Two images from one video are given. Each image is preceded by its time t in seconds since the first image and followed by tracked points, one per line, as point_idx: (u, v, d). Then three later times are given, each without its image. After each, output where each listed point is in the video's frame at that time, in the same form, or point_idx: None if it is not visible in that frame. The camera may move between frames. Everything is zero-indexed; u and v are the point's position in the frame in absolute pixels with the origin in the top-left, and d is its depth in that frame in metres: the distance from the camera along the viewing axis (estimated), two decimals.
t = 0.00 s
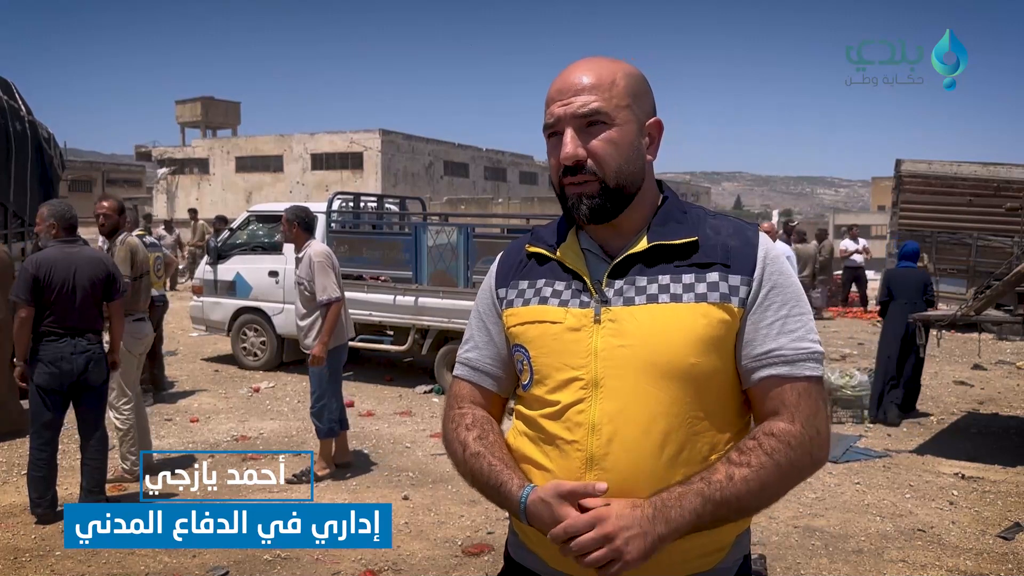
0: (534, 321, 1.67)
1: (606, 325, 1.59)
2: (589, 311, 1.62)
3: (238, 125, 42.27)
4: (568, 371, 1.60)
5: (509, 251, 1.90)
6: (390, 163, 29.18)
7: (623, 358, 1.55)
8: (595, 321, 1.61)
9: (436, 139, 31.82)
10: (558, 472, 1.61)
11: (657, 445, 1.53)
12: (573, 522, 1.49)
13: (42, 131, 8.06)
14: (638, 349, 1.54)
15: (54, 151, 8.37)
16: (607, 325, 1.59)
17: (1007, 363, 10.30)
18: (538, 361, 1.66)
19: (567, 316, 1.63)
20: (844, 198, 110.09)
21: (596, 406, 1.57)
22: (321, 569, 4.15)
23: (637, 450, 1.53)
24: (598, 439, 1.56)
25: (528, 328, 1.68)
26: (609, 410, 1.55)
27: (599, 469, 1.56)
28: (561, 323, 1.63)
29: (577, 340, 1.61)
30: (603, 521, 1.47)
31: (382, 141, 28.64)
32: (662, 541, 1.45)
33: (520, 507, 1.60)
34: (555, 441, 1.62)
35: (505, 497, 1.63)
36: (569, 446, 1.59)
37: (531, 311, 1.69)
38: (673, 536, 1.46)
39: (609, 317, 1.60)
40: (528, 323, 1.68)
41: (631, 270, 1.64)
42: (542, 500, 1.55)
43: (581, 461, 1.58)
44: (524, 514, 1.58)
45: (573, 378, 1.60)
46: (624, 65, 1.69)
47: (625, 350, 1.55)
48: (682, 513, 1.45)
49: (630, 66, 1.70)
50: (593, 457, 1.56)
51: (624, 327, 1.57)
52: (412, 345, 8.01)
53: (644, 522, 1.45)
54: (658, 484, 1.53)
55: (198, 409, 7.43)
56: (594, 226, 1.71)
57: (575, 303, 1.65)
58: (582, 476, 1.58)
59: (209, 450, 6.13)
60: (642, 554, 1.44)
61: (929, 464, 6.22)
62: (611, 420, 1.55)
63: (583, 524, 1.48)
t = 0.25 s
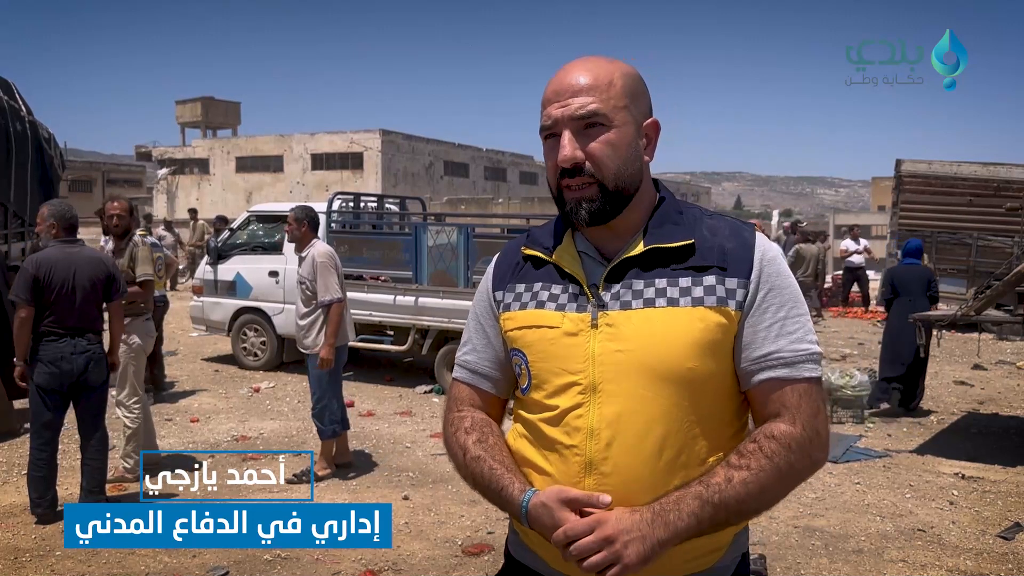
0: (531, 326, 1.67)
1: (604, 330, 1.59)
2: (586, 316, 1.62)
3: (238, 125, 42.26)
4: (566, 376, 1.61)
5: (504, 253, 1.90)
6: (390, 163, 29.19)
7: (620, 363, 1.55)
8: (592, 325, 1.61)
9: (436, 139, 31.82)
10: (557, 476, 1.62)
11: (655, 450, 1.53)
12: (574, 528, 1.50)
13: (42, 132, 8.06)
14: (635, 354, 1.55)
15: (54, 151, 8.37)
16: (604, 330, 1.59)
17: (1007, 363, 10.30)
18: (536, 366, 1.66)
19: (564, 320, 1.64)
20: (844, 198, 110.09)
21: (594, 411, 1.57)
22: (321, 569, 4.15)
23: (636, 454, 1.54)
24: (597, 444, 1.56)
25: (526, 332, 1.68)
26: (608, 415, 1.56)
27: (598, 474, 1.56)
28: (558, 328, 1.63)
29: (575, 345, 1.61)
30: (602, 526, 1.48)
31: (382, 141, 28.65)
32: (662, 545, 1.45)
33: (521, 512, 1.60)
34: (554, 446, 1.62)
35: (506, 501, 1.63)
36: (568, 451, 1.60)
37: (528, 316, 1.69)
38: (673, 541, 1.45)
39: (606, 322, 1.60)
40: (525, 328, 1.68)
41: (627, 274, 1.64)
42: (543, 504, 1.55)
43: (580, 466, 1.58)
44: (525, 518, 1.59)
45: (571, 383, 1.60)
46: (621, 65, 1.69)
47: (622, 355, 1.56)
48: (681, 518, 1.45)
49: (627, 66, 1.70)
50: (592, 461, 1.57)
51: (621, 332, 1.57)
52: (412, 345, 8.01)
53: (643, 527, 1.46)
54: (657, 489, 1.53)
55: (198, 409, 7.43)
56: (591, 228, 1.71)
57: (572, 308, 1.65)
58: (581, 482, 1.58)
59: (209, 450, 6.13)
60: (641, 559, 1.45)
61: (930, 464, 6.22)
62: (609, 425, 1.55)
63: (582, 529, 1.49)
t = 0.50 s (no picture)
0: (529, 326, 1.68)
1: (602, 330, 1.60)
2: (584, 315, 1.63)
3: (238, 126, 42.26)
4: (565, 376, 1.61)
5: (504, 253, 1.90)
6: (390, 163, 29.18)
7: (618, 363, 1.56)
8: (591, 325, 1.61)
9: (437, 139, 31.82)
10: (555, 476, 1.62)
11: (653, 450, 1.53)
12: (571, 525, 1.50)
13: (43, 131, 8.05)
14: (633, 354, 1.55)
15: (55, 151, 8.37)
16: (603, 330, 1.59)
17: (1008, 363, 10.29)
18: (534, 365, 1.66)
19: (562, 320, 1.64)
20: (844, 198, 110.07)
21: (592, 411, 1.57)
22: (321, 569, 4.16)
23: (635, 454, 1.54)
24: (595, 444, 1.56)
25: (525, 332, 1.68)
26: (606, 414, 1.56)
27: (596, 473, 1.56)
28: (557, 328, 1.64)
29: (573, 344, 1.61)
30: (599, 523, 1.48)
31: (382, 141, 28.66)
32: (659, 543, 1.45)
33: (519, 510, 1.60)
34: (553, 446, 1.62)
35: (503, 500, 1.64)
36: (566, 451, 1.60)
37: (527, 316, 1.69)
38: (670, 539, 1.45)
39: (604, 322, 1.60)
40: (524, 328, 1.68)
41: (626, 275, 1.64)
42: (541, 502, 1.55)
43: (578, 466, 1.58)
44: (523, 517, 1.59)
45: (570, 383, 1.60)
46: (621, 65, 1.69)
47: (621, 355, 1.56)
48: (678, 515, 1.45)
49: (627, 67, 1.71)
50: (590, 461, 1.57)
51: (619, 333, 1.57)
52: (413, 345, 8.01)
53: (640, 523, 1.46)
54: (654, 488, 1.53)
55: (198, 409, 7.43)
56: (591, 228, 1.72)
57: (571, 307, 1.65)
58: (579, 481, 1.59)
59: (210, 450, 6.13)
60: (638, 556, 1.45)
61: (930, 464, 6.22)
62: (607, 425, 1.56)
63: (579, 526, 1.49)
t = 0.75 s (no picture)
0: (530, 323, 1.68)
1: (602, 327, 1.60)
2: (585, 313, 1.63)
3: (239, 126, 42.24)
4: (565, 373, 1.61)
5: (506, 251, 1.91)
6: (390, 163, 29.18)
7: (619, 360, 1.56)
8: (592, 322, 1.61)
9: (437, 139, 31.81)
10: (555, 472, 1.62)
11: (654, 447, 1.53)
12: (572, 516, 1.49)
13: (43, 131, 8.04)
14: (634, 350, 1.55)
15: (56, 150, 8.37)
16: (604, 327, 1.59)
17: (1008, 363, 10.29)
18: (535, 362, 1.66)
19: (563, 317, 1.64)
20: (844, 198, 110.05)
21: (593, 409, 1.57)
22: (321, 568, 4.16)
23: (635, 451, 1.54)
24: (595, 441, 1.56)
25: (526, 329, 1.68)
26: (606, 411, 1.56)
27: (596, 470, 1.56)
28: (557, 325, 1.64)
29: (574, 342, 1.61)
30: (598, 514, 1.48)
31: (382, 141, 28.66)
32: (658, 536, 1.45)
33: (519, 505, 1.60)
34: (553, 443, 1.62)
35: (503, 496, 1.64)
36: (566, 448, 1.60)
37: (528, 313, 1.69)
38: (670, 532, 1.45)
39: (605, 319, 1.60)
40: (525, 325, 1.68)
41: (626, 272, 1.64)
42: (542, 495, 1.55)
43: (578, 462, 1.58)
44: (522, 512, 1.59)
45: (570, 380, 1.60)
46: (622, 64, 1.69)
47: (621, 352, 1.56)
48: (678, 507, 1.45)
49: (629, 65, 1.70)
50: (590, 458, 1.57)
51: (620, 329, 1.57)
52: (413, 345, 8.01)
53: (639, 515, 1.46)
54: (655, 483, 1.53)
55: (199, 409, 7.43)
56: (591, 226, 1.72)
57: (571, 305, 1.65)
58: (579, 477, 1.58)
59: (210, 450, 6.13)
60: (637, 547, 1.45)
61: (931, 464, 6.21)
62: (608, 422, 1.56)
63: (579, 518, 1.48)
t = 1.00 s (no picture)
0: (531, 320, 1.68)
1: (604, 325, 1.60)
2: (587, 310, 1.62)
3: (239, 125, 42.22)
4: (566, 371, 1.61)
5: (507, 250, 1.91)
6: (390, 162, 29.18)
7: (621, 358, 1.56)
8: (593, 320, 1.61)
9: (437, 138, 31.81)
10: (555, 471, 1.62)
11: (655, 446, 1.53)
12: (573, 516, 1.49)
13: (44, 130, 8.03)
14: (635, 348, 1.55)
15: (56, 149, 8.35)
16: (605, 324, 1.59)
17: (1008, 363, 10.28)
18: (536, 360, 1.66)
19: (565, 315, 1.64)
20: (845, 197, 110.02)
21: (593, 406, 1.57)
22: (322, 568, 4.16)
23: (636, 449, 1.54)
24: (596, 439, 1.56)
25: (527, 327, 1.69)
26: (607, 410, 1.56)
27: (597, 468, 1.56)
28: (558, 322, 1.64)
29: (575, 339, 1.61)
30: (600, 513, 1.48)
31: (383, 140, 28.67)
32: (661, 536, 1.45)
33: (518, 503, 1.60)
34: (553, 441, 1.62)
35: (502, 494, 1.64)
36: (567, 446, 1.60)
37: (529, 311, 1.69)
38: (672, 532, 1.45)
39: (607, 316, 1.60)
40: (526, 323, 1.69)
41: (629, 269, 1.64)
42: (542, 494, 1.55)
43: (579, 461, 1.58)
44: (521, 511, 1.59)
45: (571, 377, 1.60)
46: (627, 63, 1.69)
47: (623, 350, 1.56)
48: (681, 508, 1.45)
49: (633, 64, 1.71)
50: (591, 456, 1.57)
51: (621, 327, 1.57)
52: (413, 344, 8.01)
53: (641, 515, 1.46)
54: (656, 482, 1.53)
55: (199, 408, 7.43)
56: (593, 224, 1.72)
57: (573, 302, 1.65)
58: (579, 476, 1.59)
59: (210, 449, 6.13)
60: (639, 547, 1.45)
61: (931, 464, 6.21)
62: (609, 420, 1.56)
63: (580, 517, 1.49)
